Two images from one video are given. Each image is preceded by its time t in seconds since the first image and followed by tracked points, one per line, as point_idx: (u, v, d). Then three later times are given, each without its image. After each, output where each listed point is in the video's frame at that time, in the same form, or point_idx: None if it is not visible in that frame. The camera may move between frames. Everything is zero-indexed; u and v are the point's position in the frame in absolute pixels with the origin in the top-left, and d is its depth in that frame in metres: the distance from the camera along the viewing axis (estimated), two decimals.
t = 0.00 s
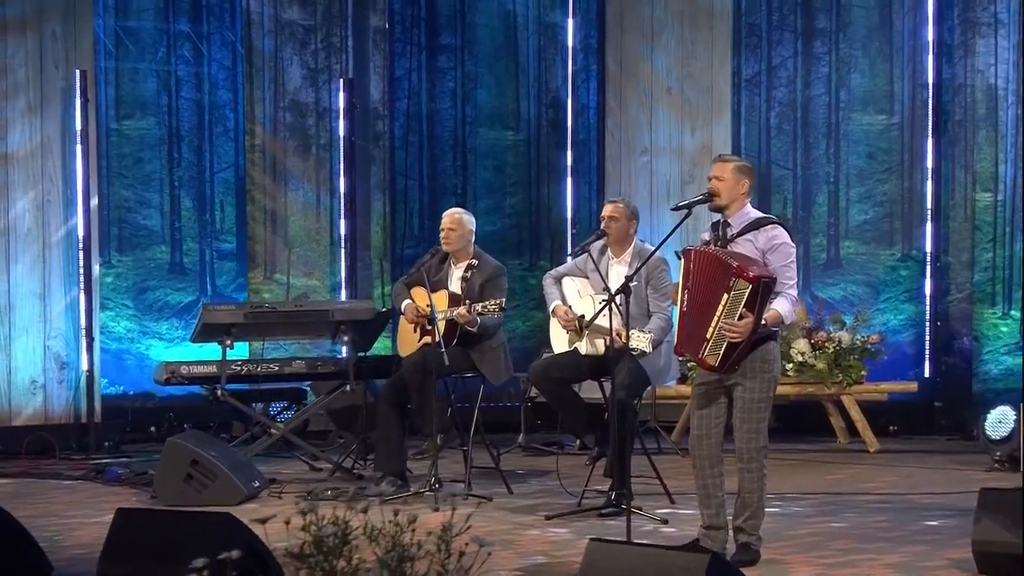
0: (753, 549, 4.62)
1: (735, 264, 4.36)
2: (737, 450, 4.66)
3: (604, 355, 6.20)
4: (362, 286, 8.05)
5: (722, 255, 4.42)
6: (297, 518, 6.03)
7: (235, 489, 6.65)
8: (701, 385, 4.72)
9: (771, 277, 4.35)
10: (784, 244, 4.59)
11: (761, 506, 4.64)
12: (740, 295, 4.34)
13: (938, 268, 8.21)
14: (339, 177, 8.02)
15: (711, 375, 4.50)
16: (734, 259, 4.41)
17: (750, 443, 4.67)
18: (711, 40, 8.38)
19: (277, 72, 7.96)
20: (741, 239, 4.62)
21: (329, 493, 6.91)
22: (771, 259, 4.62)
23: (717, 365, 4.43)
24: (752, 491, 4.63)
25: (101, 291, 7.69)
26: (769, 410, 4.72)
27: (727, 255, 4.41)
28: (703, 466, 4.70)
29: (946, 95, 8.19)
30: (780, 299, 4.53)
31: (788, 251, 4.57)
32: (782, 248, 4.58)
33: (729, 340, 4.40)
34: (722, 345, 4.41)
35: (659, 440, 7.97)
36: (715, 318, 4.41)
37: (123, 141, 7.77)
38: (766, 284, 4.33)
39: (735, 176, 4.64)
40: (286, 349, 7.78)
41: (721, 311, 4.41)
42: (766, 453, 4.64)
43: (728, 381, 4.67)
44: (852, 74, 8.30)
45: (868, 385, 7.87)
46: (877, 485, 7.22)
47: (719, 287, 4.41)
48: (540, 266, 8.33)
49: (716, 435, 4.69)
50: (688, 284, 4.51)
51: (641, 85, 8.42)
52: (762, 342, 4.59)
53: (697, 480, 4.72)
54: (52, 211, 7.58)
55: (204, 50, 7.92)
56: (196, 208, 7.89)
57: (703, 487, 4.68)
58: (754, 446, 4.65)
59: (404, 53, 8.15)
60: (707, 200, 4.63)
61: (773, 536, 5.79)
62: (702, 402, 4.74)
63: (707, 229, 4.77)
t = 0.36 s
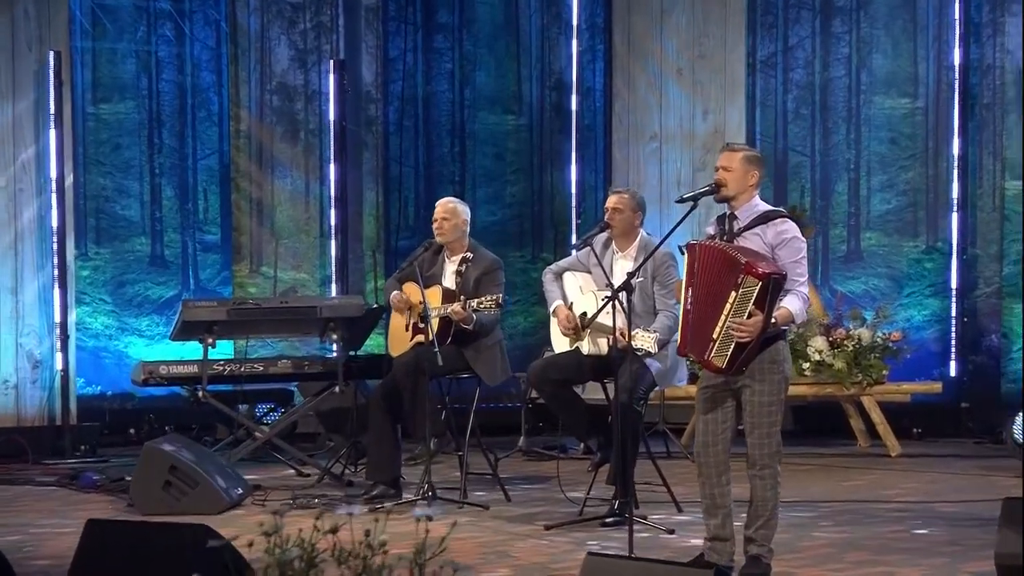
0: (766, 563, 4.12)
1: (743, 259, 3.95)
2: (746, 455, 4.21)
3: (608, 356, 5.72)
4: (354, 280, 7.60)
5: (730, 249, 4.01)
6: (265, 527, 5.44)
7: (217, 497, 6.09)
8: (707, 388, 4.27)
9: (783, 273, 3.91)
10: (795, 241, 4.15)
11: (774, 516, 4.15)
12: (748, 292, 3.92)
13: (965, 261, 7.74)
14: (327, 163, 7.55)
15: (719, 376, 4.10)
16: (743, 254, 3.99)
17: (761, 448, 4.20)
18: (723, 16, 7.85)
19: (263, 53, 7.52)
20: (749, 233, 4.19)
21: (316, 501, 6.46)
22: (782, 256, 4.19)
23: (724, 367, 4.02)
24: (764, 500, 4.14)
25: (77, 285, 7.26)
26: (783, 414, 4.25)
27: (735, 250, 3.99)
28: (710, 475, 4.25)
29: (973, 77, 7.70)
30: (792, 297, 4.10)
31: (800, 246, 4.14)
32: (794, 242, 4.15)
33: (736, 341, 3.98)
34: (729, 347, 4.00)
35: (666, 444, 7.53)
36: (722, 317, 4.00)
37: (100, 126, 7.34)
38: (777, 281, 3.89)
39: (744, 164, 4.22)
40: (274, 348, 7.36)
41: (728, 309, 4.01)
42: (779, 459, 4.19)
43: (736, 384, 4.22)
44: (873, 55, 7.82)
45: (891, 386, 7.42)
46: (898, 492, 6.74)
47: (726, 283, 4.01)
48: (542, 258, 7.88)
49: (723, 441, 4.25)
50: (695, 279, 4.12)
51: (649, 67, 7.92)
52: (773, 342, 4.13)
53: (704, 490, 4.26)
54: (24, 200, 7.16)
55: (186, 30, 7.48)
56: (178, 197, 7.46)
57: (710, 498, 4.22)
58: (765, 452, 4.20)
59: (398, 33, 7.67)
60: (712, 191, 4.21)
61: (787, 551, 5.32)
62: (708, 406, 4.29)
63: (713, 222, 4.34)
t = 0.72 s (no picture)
0: None
1: (753, 259, 3.66)
2: (747, 469, 3.89)
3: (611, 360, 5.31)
4: (343, 278, 7.17)
5: (739, 248, 3.72)
6: (230, 548, 4.85)
7: (197, 508, 5.53)
8: (708, 396, 3.96)
9: (795, 276, 3.62)
10: (808, 241, 3.84)
11: (779, 533, 3.82)
12: (757, 295, 3.64)
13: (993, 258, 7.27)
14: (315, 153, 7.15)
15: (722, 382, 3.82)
16: (753, 253, 3.70)
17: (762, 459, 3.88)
18: None
19: (248, 37, 7.08)
20: (759, 232, 3.88)
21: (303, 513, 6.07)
22: (794, 257, 3.88)
23: (727, 373, 3.75)
24: (766, 516, 3.83)
25: (50, 283, 6.84)
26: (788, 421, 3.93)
27: (744, 249, 3.70)
28: (709, 488, 3.95)
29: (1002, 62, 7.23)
30: (802, 302, 3.81)
31: (813, 248, 3.84)
32: (807, 243, 3.85)
33: (741, 347, 3.70)
34: (733, 351, 3.72)
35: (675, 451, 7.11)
36: (728, 320, 3.72)
37: (75, 114, 6.91)
38: (788, 284, 3.61)
39: (757, 159, 3.91)
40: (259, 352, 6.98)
41: (735, 312, 3.72)
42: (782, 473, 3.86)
43: (737, 392, 3.90)
44: (895, 38, 7.36)
45: (913, 392, 6.97)
46: (920, 505, 6.29)
47: (733, 284, 3.72)
48: (544, 254, 7.45)
49: (724, 452, 3.94)
50: (700, 278, 3.84)
51: (657, 52, 7.48)
52: (780, 349, 3.83)
53: (704, 504, 3.97)
54: None
55: (167, 12, 7.04)
56: (158, 189, 7.03)
57: (711, 513, 3.94)
58: (768, 465, 3.88)
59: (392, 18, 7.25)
60: (722, 186, 3.89)
61: None
62: (708, 416, 3.99)
63: (720, 220, 4.03)
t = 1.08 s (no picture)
0: None
1: (755, 263, 3.39)
2: (749, 483, 3.67)
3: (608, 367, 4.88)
4: (327, 278, 6.79)
5: (740, 251, 3.44)
6: None
7: (171, 522, 5.06)
8: (706, 406, 3.73)
9: (801, 281, 3.37)
10: (812, 242, 3.62)
11: (782, 552, 3.60)
12: (761, 302, 3.37)
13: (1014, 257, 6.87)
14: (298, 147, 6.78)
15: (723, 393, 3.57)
16: (756, 256, 3.43)
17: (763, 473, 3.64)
18: None
19: (227, 23, 6.71)
20: (761, 233, 3.65)
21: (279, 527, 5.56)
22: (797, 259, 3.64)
23: (730, 384, 3.50)
24: (768, 534, 3.61)
25: (17, 284, 6.48)
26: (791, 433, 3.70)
27: (746, 251, 3.43)
28: (708, 503, 3.72)
29: None
30: (806, 308, 3.55)
31: (818, 250, 3.61)
32: (811, 245, 3.61)
33: (745, 355, 3.45)
34: (736, 360, 3.47)
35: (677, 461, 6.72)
36: (729, 327, 3.45)
37: (44, 105, 6.55)
38: (794, 289, 3.36)
39: (757, 157, 3.67)
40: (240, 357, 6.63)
41: (736, 320, 3.45)
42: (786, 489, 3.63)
43: (737, 402, 3.67)
44: (911, 25, 6.97)
45: (930, 399, 6.60)
46: (937, 519, 5.87)
47: (735, 290, 3.44)
48: (539, 252, 7.07)
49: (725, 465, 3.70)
50: (698, 282, 3.56)
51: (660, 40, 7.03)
52: (782, 357, 3.60)
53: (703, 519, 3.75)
54: None
55: None
56: (132, 184, 6.68)
57: (710, 530, 3.72)
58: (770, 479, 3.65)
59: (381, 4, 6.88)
60: (723, 184, 3.64)
61: None
62: (706, 428, 3.74)
63: (719, 220, 3.80)
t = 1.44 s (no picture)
0: None
1: (758, 269, 3.19)
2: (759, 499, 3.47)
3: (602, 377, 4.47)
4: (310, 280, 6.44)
5: (743, 256, 3.24)
6: None
7: (140, 540, 4.58)
8: (708, 420, 3.51)
9: (808, 287, 3.17)
10: (817, 245, 3.42)
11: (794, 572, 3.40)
12: (765, 310, 3.18)
13: None
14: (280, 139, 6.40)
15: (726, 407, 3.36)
16: (759, 261, 3.23)
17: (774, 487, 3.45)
18: None
19: (202, 11, 6.36)
20: (763, 235, 3.43)
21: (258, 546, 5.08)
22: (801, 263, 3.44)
23: (733, 396, 3.30)
24: (782, 553, 3.40)
25: None
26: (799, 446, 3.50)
27: (749, 256, 3.23)
28: (714, 522, 3.51)
29: None
30: (813, 315, 3.35)
31: (824, 252, 3.40)
32: (816, 248, 3.41)
33: (749, 366, 3.25)
34: (740, 372, 3.26)
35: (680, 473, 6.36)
36: (732, 337, 3.25)
37: (7, 98, 6.24)
38: (800, 294, 3.16)
39: (762, 156, 3.46)
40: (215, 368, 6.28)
41: (739, 328, 3.25)
42: (798, 503, 3.44)
43: (742, 415, 3.46)
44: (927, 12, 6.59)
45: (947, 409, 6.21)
46: (954, 538, 5.48)
47: (737, 297, 3.24)
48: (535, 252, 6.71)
49: (732, 481, 3.50)
50: (698, 289, 3.36)
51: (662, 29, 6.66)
52: (789, 366, 3.40)
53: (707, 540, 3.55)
54: None
55: None
56: (101, 181, 6.35)
57: (716, 551, 3.50)
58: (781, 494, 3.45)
59: None
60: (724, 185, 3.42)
61: None
62: (710, 442, 3.53)
63: (719, 222, 3.58)
